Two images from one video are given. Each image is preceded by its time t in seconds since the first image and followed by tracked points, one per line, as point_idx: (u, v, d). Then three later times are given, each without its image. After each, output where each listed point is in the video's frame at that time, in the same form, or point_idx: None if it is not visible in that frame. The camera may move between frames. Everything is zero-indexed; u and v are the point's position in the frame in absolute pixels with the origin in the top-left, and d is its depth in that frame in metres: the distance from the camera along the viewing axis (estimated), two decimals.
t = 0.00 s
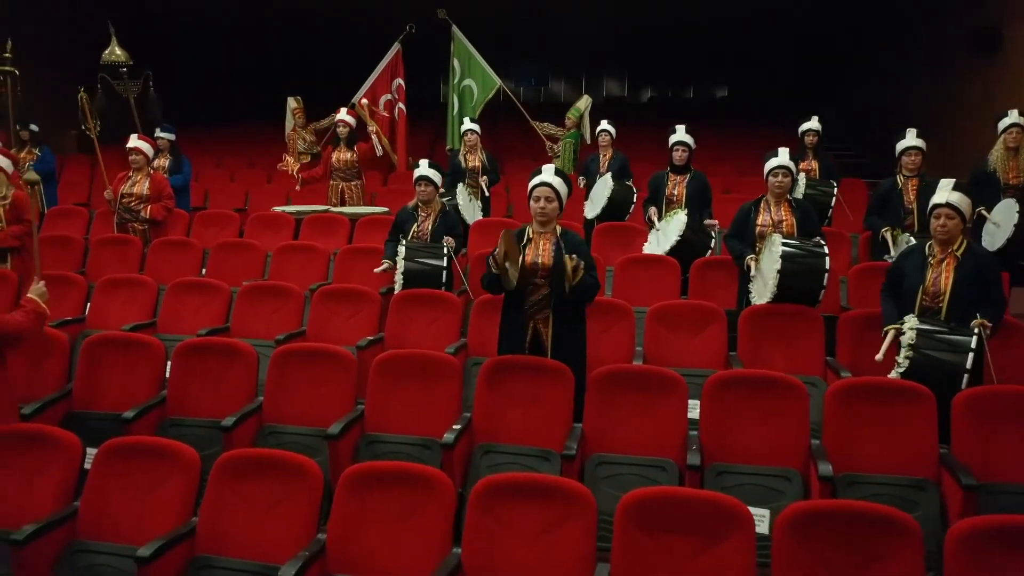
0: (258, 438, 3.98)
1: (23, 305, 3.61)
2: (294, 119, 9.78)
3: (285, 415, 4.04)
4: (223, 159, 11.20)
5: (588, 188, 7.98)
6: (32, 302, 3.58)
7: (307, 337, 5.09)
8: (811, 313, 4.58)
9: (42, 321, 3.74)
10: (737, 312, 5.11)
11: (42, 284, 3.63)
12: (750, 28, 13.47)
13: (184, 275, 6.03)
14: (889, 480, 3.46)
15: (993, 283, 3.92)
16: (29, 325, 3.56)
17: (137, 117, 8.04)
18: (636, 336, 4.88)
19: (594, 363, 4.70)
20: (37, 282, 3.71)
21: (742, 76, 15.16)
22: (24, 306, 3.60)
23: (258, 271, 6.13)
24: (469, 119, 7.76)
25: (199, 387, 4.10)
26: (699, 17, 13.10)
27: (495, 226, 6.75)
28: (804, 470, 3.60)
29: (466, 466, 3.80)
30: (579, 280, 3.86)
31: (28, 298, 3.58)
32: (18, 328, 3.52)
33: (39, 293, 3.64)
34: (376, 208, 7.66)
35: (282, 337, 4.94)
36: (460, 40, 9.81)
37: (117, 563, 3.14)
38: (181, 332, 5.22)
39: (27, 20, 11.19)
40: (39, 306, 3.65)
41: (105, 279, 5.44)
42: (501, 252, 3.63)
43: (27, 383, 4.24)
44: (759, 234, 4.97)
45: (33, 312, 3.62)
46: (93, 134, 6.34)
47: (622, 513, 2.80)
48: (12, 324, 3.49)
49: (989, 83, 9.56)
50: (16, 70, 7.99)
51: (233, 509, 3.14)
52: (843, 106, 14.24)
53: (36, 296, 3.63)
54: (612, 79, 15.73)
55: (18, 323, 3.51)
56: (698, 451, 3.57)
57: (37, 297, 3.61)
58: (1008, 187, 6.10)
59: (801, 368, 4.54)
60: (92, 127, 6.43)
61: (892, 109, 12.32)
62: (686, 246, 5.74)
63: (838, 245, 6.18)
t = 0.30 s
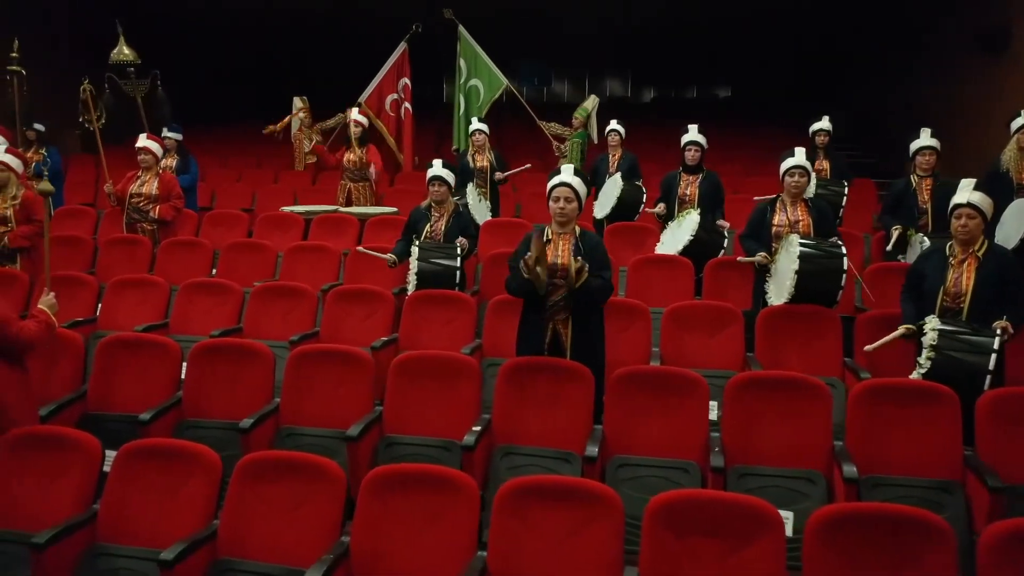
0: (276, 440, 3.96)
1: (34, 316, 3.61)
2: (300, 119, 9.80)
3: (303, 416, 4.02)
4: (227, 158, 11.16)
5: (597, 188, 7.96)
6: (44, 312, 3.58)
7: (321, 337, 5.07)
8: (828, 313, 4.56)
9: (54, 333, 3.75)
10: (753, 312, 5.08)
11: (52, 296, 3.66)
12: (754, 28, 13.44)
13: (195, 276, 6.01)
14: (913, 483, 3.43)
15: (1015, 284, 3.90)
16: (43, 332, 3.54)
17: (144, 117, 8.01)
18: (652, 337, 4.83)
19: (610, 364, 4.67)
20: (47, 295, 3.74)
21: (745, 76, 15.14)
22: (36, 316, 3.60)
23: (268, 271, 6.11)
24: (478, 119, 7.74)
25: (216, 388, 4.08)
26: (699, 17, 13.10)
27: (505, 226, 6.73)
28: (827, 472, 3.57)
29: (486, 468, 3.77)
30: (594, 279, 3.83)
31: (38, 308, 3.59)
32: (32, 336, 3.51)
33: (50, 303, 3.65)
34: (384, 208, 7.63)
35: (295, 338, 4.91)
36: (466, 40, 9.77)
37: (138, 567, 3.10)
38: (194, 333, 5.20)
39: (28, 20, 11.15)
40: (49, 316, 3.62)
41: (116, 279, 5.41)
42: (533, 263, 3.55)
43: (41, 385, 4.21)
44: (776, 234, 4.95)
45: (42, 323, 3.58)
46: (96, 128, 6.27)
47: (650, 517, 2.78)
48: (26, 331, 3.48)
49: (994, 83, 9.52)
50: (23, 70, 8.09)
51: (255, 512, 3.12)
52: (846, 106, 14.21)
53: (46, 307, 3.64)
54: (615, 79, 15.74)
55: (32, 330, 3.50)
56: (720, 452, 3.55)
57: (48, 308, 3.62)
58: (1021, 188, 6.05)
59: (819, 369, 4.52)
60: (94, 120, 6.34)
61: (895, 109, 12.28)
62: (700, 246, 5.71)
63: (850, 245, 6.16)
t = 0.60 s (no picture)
0: (297, 443, 3.93)
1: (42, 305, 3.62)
2: (308, 119, 9.92)
3: (324, 419, 4.00)
4: (234, 158, 11.13)
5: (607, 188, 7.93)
6: (55, 300, 3.61)
7: (338, 339, 5.05)
8: (848, 314, 4.55)
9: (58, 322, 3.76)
10: (772, 312, 5.07)
11: (56, 282, 3.69)
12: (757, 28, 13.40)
13: (207, 276, 5.98)
14: (942, 484, 3.41)
15: None
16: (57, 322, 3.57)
17: (152, 117, 7.98)
18: (671, 337, 4.80)
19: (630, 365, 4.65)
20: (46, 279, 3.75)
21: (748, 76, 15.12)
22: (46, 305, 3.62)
23: (281, 271, 6.08)
24: (488, 119, 7.70)
25: (237, 391, 4.06)
26: (699, 17, 13.07)
27: (518, 227, 6.71)
28: (853, 473, 3.55)
29: (510, 470, 3.75)
30: (614, 270, 3.79)
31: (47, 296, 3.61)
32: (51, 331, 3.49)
33: (55, 291, 3.68)
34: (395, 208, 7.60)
35: (311, 339, 4.88)
36: (474, 39, 9.73)
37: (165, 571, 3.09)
38: (209, 334, 5.17)
39: (33, 20, 11.14)
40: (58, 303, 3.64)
41: (130, 279, 5.39)
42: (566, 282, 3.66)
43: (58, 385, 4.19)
44: (794, 234, 4.94)
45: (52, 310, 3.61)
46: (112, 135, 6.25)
47: (685, 520, 2.76)
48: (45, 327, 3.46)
49: (1000, 83, 9.48)
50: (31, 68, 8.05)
51: (281, 514, 3.09)
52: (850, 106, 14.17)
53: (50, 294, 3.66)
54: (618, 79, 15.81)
55: (50, 322, 3.50)
56: (747, 454, 3.53)
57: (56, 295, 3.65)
58: None
59: (840, 371, 4.49)
60: (110, 129, 6.33)
61: (899, 109, 12.23)
62: (716, 247, 5.69)
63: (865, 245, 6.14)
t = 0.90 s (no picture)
0: (322, 445, 3.92)
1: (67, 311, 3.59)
2: (316, 119, 9.89)
3: (349, 420, 3.97)
4: (241, 158, 11.10)
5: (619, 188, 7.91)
6: (81, 308, 3.57)
7: (357, 340, 5.01)
8: (871, 315, 4.53)
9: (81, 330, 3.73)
10: (793, 313, 5.05)
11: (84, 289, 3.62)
12: (762, 28, 13.38)
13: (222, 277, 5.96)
14: (975, 486, 3.39)
15: None
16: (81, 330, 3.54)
17: (163, 117, 7.94)
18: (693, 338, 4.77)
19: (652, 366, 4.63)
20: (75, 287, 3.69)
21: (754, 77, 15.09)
22: (71, 312, 3.58)
23: (296, 271, 6.06)
24: (500, 119, 7.67)
25: (261, 392, 4.04)
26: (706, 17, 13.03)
27: (532, 227, 6.70)
28: (885, 475, 3.53)
29: (537, 472, 3.73)
30: (643, 267, 3.77)
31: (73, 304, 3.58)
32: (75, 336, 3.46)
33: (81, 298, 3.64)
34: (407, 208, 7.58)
35: (332, 339, 4.88)
36: (482, 39, 9.70)
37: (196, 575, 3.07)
38: (227, 335, 5.15)
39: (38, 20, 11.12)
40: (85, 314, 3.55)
41: (147, 280, 5.36)
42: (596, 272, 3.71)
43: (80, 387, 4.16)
44: (816, 235, 4.94)
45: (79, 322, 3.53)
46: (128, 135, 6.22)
47: (722, 523, 2.73)
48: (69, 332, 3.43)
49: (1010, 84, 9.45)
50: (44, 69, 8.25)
51: (313, 518, 3.07)
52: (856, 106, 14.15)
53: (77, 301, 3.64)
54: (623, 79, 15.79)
55: (75, 330, 3.47)
56: (777, 456, 3.51)
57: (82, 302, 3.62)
58: None
59: (864, 372, 4.48)
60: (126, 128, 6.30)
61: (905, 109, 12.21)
62: (733, 247, 5.67)
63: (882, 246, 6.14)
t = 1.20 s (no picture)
0: (350, 448, 3.87)
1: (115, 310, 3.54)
2: (326, 119, 9.88)
3: (376, 422, 3.95)
4: (250, 158, 11.09)
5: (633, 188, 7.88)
6: (127, 308, 3.50)
7: (379, 341, 4.99)
8: (898, 315, 4.51)
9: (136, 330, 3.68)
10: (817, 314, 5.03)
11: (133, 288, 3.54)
12: (768, 28, 13.34)
13: (240, 277, 5.94)
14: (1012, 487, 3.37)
15: None
16: (120, 332, 3.47)
17: (176, 117, 7.91)
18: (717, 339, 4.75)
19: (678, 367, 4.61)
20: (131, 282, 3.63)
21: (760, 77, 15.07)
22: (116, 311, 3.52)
23: (314, 272, 6.04)
24: (514, 119, 7.65)
25: (287, 394, 4.01)
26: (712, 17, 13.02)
27: (549, 228, 6.68)
28: (919, 476, 3.51)
29: (568, 475, 3.71)
30: (676, 290, 3.77)
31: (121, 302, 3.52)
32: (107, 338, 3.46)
33: (132, 297, 3.57)
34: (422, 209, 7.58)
35: (355, 341, 4.86)
36: (493, 39, 9.66)
37: None
38: (248, 336, 5.13)
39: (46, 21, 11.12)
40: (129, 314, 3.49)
41: (166, 281, 5.34)
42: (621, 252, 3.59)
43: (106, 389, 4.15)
44: (840, 235, 4.91)
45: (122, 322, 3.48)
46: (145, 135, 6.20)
47: (765, 525, 2.72)
48: (103, 331, 3.42)
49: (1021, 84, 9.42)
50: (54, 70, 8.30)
51: (349, 520, 3.05)
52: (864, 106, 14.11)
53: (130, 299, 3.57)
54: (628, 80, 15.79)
55: (111, 330, 3.44)
56: (811, 457, 3.48)
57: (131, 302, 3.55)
58: None
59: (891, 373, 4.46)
60: (143, 129, 6.29)
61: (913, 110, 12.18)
62: (754, 247, 5.66)
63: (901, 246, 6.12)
